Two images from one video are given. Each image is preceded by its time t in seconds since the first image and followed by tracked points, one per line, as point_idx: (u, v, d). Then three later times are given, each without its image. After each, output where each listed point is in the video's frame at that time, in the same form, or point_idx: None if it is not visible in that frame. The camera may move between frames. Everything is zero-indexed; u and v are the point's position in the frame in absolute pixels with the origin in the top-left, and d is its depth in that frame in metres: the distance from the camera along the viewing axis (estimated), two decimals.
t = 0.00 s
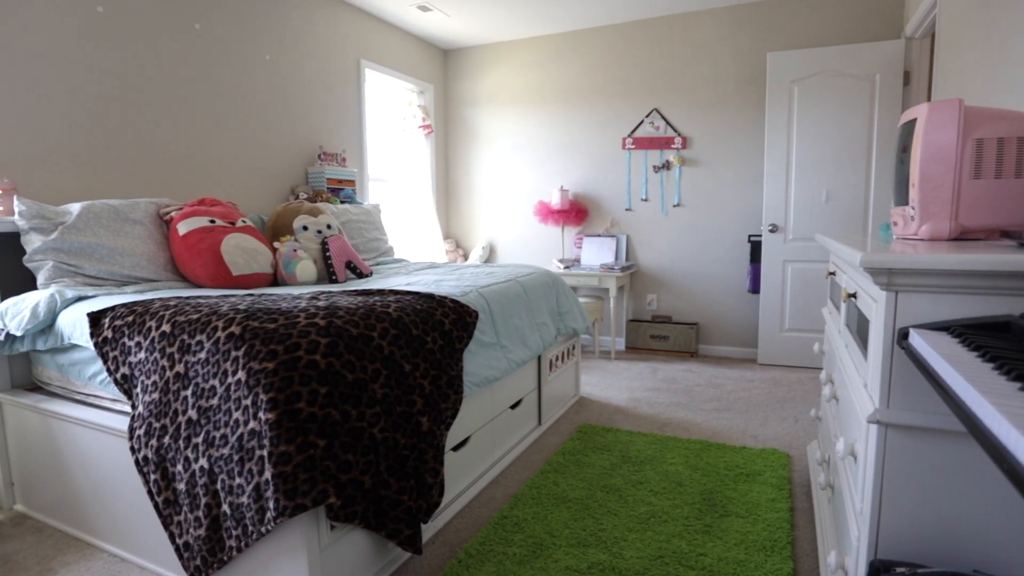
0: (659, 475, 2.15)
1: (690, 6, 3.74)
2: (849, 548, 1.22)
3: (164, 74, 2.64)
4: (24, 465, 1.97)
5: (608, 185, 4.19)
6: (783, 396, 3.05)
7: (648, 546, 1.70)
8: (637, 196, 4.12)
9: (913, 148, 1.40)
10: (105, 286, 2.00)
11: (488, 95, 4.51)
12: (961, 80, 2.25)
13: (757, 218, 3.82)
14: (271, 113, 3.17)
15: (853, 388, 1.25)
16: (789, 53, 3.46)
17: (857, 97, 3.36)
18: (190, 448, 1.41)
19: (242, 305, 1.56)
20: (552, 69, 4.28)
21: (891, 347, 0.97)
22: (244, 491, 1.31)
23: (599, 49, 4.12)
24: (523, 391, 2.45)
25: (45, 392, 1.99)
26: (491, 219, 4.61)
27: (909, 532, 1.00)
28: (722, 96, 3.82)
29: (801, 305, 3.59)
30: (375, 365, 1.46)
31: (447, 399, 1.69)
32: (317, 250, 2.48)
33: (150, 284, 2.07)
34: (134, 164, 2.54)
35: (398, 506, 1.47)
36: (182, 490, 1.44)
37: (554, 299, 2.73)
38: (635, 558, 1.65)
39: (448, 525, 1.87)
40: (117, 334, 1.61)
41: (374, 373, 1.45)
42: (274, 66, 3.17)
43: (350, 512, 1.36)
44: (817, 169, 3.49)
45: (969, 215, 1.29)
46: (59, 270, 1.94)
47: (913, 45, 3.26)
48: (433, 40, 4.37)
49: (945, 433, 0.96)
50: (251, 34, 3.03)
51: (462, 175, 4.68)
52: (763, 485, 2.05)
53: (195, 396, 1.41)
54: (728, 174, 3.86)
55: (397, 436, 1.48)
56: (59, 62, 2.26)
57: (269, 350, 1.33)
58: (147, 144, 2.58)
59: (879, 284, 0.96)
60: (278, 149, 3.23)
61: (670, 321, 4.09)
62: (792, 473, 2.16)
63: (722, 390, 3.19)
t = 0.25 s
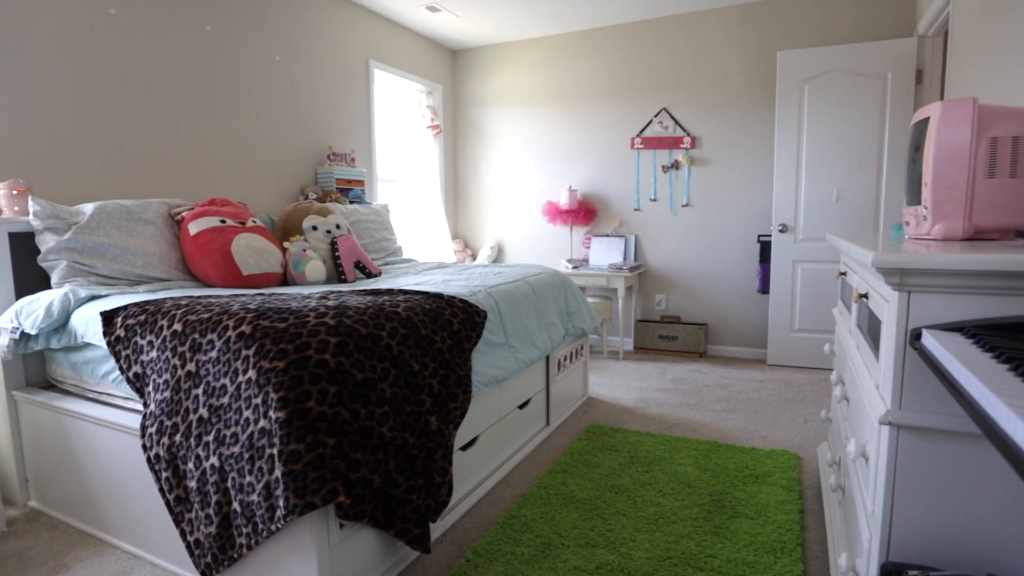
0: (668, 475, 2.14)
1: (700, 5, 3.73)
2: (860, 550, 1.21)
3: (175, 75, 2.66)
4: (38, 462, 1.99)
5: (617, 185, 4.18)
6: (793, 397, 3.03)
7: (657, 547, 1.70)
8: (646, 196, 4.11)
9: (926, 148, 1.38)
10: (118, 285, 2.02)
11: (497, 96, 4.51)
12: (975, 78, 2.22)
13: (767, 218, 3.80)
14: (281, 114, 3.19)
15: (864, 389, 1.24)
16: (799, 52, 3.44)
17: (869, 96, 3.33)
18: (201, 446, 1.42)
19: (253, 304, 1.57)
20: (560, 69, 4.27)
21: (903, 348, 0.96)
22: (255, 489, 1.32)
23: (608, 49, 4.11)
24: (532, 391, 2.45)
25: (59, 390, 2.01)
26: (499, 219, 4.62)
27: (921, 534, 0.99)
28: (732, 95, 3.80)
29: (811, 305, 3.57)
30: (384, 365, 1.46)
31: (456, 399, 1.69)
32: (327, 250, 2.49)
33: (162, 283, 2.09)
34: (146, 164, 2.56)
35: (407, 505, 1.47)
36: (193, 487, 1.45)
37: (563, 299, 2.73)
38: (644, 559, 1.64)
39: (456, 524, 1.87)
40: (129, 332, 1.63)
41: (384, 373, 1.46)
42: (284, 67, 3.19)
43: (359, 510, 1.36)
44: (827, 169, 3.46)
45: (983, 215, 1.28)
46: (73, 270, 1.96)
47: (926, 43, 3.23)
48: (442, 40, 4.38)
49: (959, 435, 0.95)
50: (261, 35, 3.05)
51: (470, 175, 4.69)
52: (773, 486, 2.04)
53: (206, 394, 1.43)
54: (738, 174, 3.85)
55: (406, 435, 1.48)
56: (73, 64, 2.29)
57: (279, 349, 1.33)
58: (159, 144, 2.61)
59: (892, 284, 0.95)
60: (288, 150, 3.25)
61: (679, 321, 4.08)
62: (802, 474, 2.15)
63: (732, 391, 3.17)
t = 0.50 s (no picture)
0: (676, 476, 2.14)
1: (709, 4, 3.71)
2: (871, 551, 1.20)
3: (186, 75, 2.68)
4: (51, 458, 2.01)
5: (625, 185, 4.17)
6: (802, 398, 3.01)
7: (665, 547, 1.69)
8: (654, 195, 4.09)
9: (938, 146, 1.37)
10: (129, 283, 2.04)
11: (505, 95, 4.51)
12: (988, 76, 2.20)
13: (776, 217, 3.78)
14: (290, 114, 3.21)
15: (875, 389, 1.23)
16: (809, 50, 3.41)
17: (880, 95, 3.31)
18: (211, 444, 1.43)
19: (262, 303, 1.58)
20: (568, 68, 4.27)
21: (915, 347, 0.95)
22: (264, 486, 1.33)
23: (616, 48, 4.10)
24: (540, 390, 2.45)
25: (71, 387, 2.03)
26: (507, 219, 4.62)
27: (933, 536, 0.99)
28: (741, 94, 3.78)
29: (821, 306, 3.55)
30: (392, 363, 1.47)
31: (464, 397, 1.69)
32: (335, 249, 2.50)
33: (172, 282, 2.11)
34: (156, 164, 2.58)
35: (415, 503, 1.48)
36: (203, 484, 1.46)
37: (571, 299, 2.72)
38: (652, 559, 1.64)
39: (464, 523, 1.87)
40: (140, 330, 1.64)
41: (392, 371, 1.46)
42: (293, 67, 3.20)
43: (367, 508, 1.37)
44: (838, 168, 3.44)
45: (996, 214, 1.27)
46: (85, 268, 1.98)
47: (938, 41, 3.20)
48: (450, 40, 4.39)
49: (972, 436, 0.94)
50: (271, 36, 3.06)
51: (478, 175, 4.69)
52: (782, 487, 2.03)
53: (216, 392, 1.43)
54: (747, 174, 3.83)
55: (415, 434, 1.48)
56: (85, 64, 2.31)
57: (288, 347, 1.34)
58: (169, 144, 2.63)
59: (904, 283, 0.94)
60: (297, 149, 3.26)
61: (687, 321, 4.06)
62: (812, 475, 2.13)
63: (740, 391, 3.16)
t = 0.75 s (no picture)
0: (683, 476, 2.13)
1: (716, 3, 3.70)
2: (880, 553, 1.19)
3: (195, 76, 2.69)
4: (61, 456, 2.03)
5: (632, 185, 4.16)
6: (810, 399, 3.00)
7: (671, 548, 1.69)
8: (661, 195, 4.08)
9: (949, 145, 1.36)
10: (138, 283, 2.06)
11: (511, 95, 4.51)
12: (999, 74, 2.18)
13: (784, 217, 3.76)
14: (298, 114, 3.22)
15: (885, 390, 1.22)
16: (817, 49, 3.39)
17: (889, 94, 3.28)
18: (219, 442, 1.44)
19: (270, 302, 1.59)
20: (575, 68, 4.26)
21: (925, 348, 0.94)
22: (271, 485, 1.34)
23: (623, 47, 4.09)
24: (546, 390, 2.45)
25: (81, 385, 2.05)
26: (514, 219, 4.62)
27: (943, 538, 0.98)
28: (749, 93, 3.76)
29: (829, 306, 3.52)
30: (399, 363, 1.47)
31: (470, 397, 1.70)
32: (343, 249, 2.51)
33: (180, 281, 2.12)
34: (165, 164, 2.60)
35: (422, 502, 1.48)
36: (210, 483, 1.47)
37: (578, 299, 2.72)
38: (658, 559, 1.63)
39: (470, 522, 1.88)
40: (149, 329, 1.65)
41: (399, 370, 1.46)
42: (300, 68, 3.22)
43: (374, 507, 1.37)
44: (846, 167, 3.41)
45: (1007, 213, 1.25)
46: (95, 268, 2.00)
47: (948, 39, 3.17)
48: (457, 40, 4.39)
49: (983, 438, 0.93)
50: (278, 36, 3.08)
51: (485, 175, 4.69)
52: (789, 488, 2.02)
53: (224, 391, 1.44)
54: (755, 173, 3.81)
55: (421, 433, 1.49)
56: (95, 65, 2.33)
57: (295, 346, 1.35)
58: (178, 144, 2.64)
59: (913, 284, 0.94)
60: (304, 150, 3.27)
61: (694, 321, 4.05)
62: (820, 477, 2.12)
63: (748, 392, 3.14)
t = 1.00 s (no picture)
0: (689, 477, 2.13)
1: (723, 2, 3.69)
2: (887, 555, 1.19)
3: (202, 77, 2.71)
4: (70, 454, 2.05)
5: (638, 185, 4.16)
6: (817, 400, 2.98)
7: (677, 548, 1.68)
8: (668, 195, 4.07)
9: (958, 144, 1.35)
10: (146, 282, 2.07)
11: (517, 95, 4.51)
12: (1010, 73, 2.16)
13: (791, 217, 3.74)
14: (304, 114, 3.23)
15: (892, 391, 1.22)
16: (825, 48, 3.38)
17: (898, 92, 3.26)
18: (226, 441, 1.45)
19: (277, 302, 1.60)
20: (581, 67, 4.26)
21: (934, 348, 0.94)
22: (278, 483, 1.34)
23: (629, 47, 4.09)
24: (552, 390, 2.45)
25: (90, 383, 2.06)
26: (520, 219, 4.62)
27: (952, 540, 0.97)
28: (756, 93, 3.75)
29: (836, 306, 3.51)
30: (405, 362, 1.48)
31: (476, 396, 1.70)
32: (349, 248, 2.52)
33: (188, 281, 2.13)
34: (173, 164, 2.62)
35: (427, 502, 1.48)
36: (218, 481, 1.48)
37: (584, 299, 2.72)
38: (664, 560, 1.63)
39: (475, 522, 1.88)
40: (157, 328, 1.66)
41: (405, 370, 1.47)
42: (307, 68, 3.23)
43: (380, 506, 1.37)
44: (854, 167, 3.40)
45: (1017, 213, 1.24)
46: (104, 267, 2.01)
47: (957, 38, 3.15)
48: (463, 40, 4.40)
49: (992, 439, 0.92)
50: (285, 37, 3.09)
51: (491, 175, 4.70)
52: (796, 489, 2.01)
53: (231, 390, 1.45)
54: (762, 173, 3.79)
55: (427, 433, 1.49)
56: (104, 66, 2.35)
57: (302, 346, 1.35)
58: (185, 144, 2.66)
59: (922, 284, 0.93)
60: (311, 150, 3.29)
61: (700, 321, 4.04)
62: (827, 478, 2.11)
63: (754, 392, 3.13)
